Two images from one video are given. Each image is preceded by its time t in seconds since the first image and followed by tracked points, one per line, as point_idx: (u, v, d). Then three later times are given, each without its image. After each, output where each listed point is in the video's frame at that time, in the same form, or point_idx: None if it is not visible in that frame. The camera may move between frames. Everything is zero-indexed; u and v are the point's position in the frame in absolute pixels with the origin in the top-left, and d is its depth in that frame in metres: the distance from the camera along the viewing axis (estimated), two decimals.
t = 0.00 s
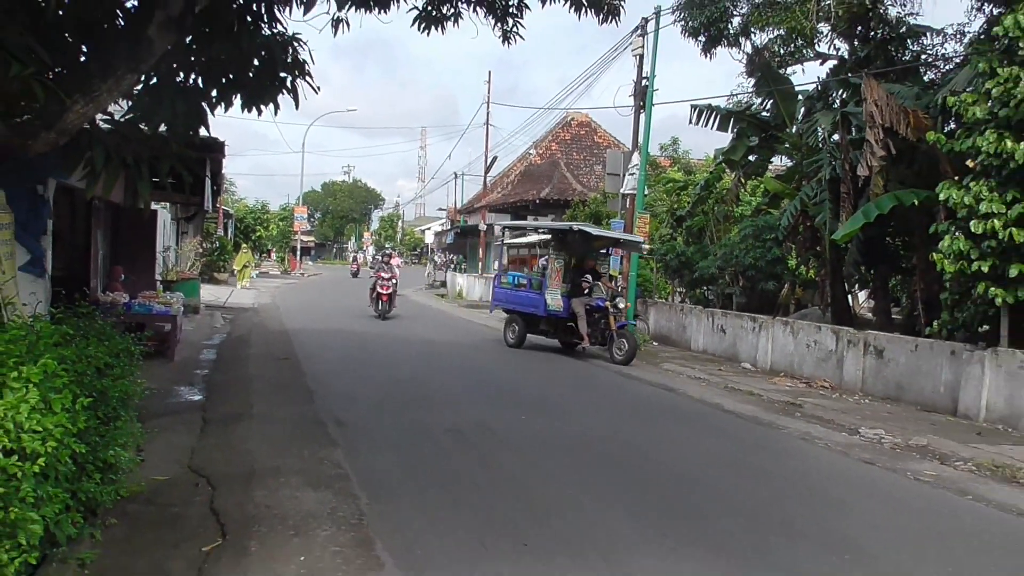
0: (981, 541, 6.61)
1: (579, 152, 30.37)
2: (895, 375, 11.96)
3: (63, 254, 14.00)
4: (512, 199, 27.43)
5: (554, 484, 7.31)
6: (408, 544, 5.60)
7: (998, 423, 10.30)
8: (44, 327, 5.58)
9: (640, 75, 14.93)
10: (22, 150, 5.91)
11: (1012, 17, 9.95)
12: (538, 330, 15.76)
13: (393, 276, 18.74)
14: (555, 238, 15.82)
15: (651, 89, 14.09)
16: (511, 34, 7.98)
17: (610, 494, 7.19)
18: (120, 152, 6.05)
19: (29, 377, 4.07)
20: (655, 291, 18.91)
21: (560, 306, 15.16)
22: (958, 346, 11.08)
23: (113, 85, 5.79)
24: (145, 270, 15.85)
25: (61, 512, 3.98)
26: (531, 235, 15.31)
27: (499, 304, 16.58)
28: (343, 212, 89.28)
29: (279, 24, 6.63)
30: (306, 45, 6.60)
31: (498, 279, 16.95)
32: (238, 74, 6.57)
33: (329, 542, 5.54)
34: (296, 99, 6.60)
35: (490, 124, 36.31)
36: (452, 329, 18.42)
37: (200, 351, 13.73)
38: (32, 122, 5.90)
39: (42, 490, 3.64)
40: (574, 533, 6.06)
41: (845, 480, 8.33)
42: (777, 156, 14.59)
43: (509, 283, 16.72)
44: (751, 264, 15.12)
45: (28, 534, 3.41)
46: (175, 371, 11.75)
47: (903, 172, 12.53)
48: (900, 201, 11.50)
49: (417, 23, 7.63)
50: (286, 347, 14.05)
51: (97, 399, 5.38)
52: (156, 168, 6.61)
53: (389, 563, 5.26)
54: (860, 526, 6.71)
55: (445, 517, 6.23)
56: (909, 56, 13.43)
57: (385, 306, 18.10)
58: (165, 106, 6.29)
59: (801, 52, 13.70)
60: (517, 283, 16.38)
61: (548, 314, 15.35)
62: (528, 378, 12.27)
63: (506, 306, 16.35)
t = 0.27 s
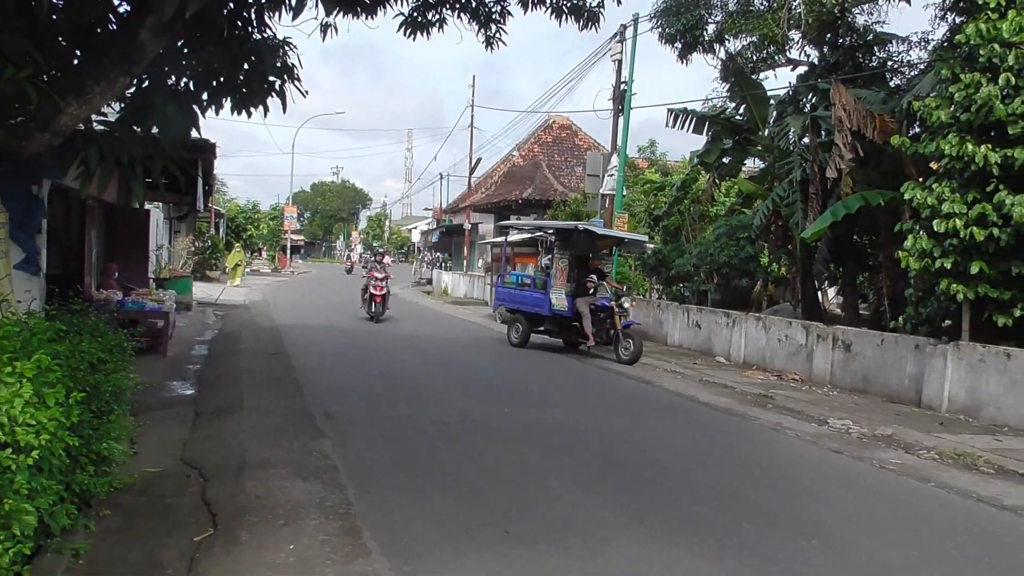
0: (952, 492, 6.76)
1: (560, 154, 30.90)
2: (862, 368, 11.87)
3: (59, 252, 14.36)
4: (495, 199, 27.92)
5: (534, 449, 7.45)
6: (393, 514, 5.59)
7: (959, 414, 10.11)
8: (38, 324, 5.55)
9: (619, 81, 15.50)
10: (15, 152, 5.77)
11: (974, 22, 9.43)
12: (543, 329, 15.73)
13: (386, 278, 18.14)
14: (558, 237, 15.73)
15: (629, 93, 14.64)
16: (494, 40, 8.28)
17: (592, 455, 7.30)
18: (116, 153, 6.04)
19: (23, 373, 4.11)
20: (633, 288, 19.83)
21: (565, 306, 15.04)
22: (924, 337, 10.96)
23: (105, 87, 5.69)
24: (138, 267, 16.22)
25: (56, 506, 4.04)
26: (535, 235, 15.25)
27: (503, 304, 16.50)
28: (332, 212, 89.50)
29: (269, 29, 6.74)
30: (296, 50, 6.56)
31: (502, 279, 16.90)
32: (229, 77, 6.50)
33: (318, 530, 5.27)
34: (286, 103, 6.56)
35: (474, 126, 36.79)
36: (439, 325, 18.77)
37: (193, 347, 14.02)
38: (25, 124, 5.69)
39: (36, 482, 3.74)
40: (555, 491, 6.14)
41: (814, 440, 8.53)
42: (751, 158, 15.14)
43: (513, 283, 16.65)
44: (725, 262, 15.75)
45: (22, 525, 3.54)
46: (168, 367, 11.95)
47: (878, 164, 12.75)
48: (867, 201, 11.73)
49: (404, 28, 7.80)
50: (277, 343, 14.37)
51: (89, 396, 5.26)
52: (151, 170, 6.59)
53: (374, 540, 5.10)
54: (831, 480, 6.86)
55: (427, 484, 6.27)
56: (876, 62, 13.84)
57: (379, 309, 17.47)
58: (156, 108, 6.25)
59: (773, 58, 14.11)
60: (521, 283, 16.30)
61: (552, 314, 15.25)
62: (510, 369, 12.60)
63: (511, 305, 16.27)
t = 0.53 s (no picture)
0: (926, 488, 6.85)
1: (539, 153, 30.91)
2: (838, 365, 11.98)
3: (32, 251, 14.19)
4: (474, 198, 27.90)
5: (513, 446, 7.46)
6: (372, 513, 5.57)
7: (933, 410, 10.26)
8: (11, 324, 5.47)
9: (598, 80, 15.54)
10: None
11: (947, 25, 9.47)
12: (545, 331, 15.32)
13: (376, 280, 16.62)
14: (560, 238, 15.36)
15: (609, 91, 14.68)
16: (473, 38, 8.25)
17: (571, 452, 7.32)
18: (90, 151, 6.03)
19: None
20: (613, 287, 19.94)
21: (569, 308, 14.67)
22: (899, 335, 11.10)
23: (80, 85, 5.62)
24: (114, 267, 16.06)
25: (30, 506, 3.98)
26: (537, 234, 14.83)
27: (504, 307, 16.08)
28: (311, 211, 88.96)
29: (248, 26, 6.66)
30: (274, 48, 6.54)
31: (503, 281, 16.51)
32: (206, 74, 6.41)
33: (296, 530, 5.25)
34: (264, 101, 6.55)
35: (453, 124, 36.73)
36: (419, 324, 18.74)
37: (170, 346, 13.90)
38: None
39: (9, 484, 3.70)
40: (534, 489, 6.15)
41: (791, 436, 8.61)
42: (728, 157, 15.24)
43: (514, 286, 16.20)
44: (703, 261, 15.95)
45: None
46: (144, 367, 11.86)
47: (853, 163, 12.84)
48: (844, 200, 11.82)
49: (382, 26, 7.76)
50: (255, 342, 14.28)
51: (63, 397, 5.20)
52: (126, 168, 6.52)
53: (353, 540, 5.07)
54: (807, 476, 6.92)
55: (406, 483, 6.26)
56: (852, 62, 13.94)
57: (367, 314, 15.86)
58: (132, 107, 6.14)
59: (751, 58, 14.19)
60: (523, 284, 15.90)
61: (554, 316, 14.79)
62: (489, 368, 12.60)
63: (511, 308, 15.87)
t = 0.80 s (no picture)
0: (903, 484, 6.93)
1: (521, 152, 30.90)
2: (817, 363, 12.08)
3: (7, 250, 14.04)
4: (456, 197, 27.86)
5: (494, 445, 7.47)
6: (353, 513, 5.56)
7: (910, 407, 10.38)
8: None
9: (579, 79, 15.57)
10: None
11: (924, 28, 9.60)
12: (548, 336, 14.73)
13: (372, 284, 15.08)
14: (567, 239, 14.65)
15: (590, 91, 14.72)
16: (454, 38, 8.22)
17: (553, 451, 7.34)
18: (65, 150, 5.96)
19: None
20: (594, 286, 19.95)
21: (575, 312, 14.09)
22: (877, 333, 11.20)
23: (55, 83, 5.55)
24: (92, 267, 15.89)
25: (4, 508, 3.91)
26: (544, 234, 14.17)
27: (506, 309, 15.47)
28: (292, 211, 88.52)
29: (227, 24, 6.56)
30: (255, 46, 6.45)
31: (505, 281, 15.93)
32: (183, 72, 6.26)
33: (277, 531, 5.22)
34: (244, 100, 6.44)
35: (434, 123, 36.64)
36: (401, 324, 18.69)
37: (149, 347, 13.78)
38: None
39: None
40: (515, 487, 6.17)
41: (770, 434, 8.69)
42: (709, 158, 15.34)
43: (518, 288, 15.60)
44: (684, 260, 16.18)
45: None
46: (123, 367, 11.76)
47: (832, 163, 12.96)
48: (823, 200, 11.94)
49: (364, 25, 7.72)
50: (235, 343, 14.17)
51: (39, 398, 5.13)
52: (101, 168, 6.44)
53: (334, 541, 5.05)
54: (787, 473, 6.99)
55: (388, 483, 6.25)
56: (831, 63, 14.06)
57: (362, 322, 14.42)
58: (109, 104, 6.12)
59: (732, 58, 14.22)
60: (527, 286, 15.31)
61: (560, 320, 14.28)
62: (471, 367, 12.58)
63: (514, 310, 15.28)
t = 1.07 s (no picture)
0: (883, 479, 6.99)
1: (504, 149, 30.87)
2: (798, 359, 12.17)
3: None
4: (438, 194, 27.78)
5: (477, 443, 7.45)
6: (335, 512, 5.53)
7: (889, 403, 10.47)
8: None
9: (562, 76, 15.58)
10: None
11: (902, 27, 9.67)
12: (556, 338, 14.04)
13: (378, 288, 13.57)
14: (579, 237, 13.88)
15: (573, 88, 14.72)
16: (436, 34, 8.20)
17: (536, 448, 7.34)
18: (40, 146, 5.74)
19: None
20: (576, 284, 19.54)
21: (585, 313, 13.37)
22: (856, 329, 11.30)
23: (31, 77, 5.43)
24: (70, 265, 15.73)
25: None
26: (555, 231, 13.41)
27: (511, 308, 14.69)
28: (273, 208, 87.99)
29: (205, 21, 6.50)
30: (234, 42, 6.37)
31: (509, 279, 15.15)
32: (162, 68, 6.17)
33: (258, 530, 5.19)
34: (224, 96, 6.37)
35: (416, 120, 36.52)
36: (383, 321, 18.63)
37: (128, 345, 13.66)
38: None
39: None
40: (498, 485, 6.17)
41: (752, 430, 8.73)
42: (691, 155, 15.38)
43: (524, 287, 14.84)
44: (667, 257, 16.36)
45: None
46: (101, 366, 11.65)
47: (813, 161, 13.03)
48: (804, 197, 11.99)
49: (345, 21, 7.68)
50: (216, 341, 14.07)
51: (15, 397, 5.07)
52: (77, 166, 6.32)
53: (315, 539, 5.04)
54: (768, 469, 7.03)
55: (370, 481, 6.23)
56: (812, 61, 14.14)
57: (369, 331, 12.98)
58: (85, 101, 6.13)
59: (713, 56, 14.31)
60: (533, 285, 14.57)
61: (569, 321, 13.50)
62: (454, 364, 12.57)
63: (520, 310, 14.52)
